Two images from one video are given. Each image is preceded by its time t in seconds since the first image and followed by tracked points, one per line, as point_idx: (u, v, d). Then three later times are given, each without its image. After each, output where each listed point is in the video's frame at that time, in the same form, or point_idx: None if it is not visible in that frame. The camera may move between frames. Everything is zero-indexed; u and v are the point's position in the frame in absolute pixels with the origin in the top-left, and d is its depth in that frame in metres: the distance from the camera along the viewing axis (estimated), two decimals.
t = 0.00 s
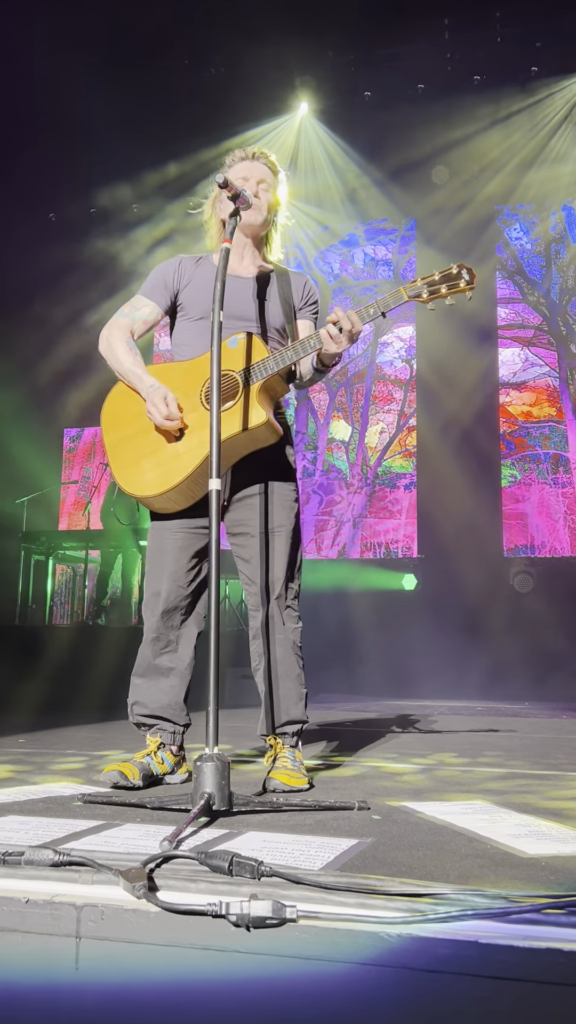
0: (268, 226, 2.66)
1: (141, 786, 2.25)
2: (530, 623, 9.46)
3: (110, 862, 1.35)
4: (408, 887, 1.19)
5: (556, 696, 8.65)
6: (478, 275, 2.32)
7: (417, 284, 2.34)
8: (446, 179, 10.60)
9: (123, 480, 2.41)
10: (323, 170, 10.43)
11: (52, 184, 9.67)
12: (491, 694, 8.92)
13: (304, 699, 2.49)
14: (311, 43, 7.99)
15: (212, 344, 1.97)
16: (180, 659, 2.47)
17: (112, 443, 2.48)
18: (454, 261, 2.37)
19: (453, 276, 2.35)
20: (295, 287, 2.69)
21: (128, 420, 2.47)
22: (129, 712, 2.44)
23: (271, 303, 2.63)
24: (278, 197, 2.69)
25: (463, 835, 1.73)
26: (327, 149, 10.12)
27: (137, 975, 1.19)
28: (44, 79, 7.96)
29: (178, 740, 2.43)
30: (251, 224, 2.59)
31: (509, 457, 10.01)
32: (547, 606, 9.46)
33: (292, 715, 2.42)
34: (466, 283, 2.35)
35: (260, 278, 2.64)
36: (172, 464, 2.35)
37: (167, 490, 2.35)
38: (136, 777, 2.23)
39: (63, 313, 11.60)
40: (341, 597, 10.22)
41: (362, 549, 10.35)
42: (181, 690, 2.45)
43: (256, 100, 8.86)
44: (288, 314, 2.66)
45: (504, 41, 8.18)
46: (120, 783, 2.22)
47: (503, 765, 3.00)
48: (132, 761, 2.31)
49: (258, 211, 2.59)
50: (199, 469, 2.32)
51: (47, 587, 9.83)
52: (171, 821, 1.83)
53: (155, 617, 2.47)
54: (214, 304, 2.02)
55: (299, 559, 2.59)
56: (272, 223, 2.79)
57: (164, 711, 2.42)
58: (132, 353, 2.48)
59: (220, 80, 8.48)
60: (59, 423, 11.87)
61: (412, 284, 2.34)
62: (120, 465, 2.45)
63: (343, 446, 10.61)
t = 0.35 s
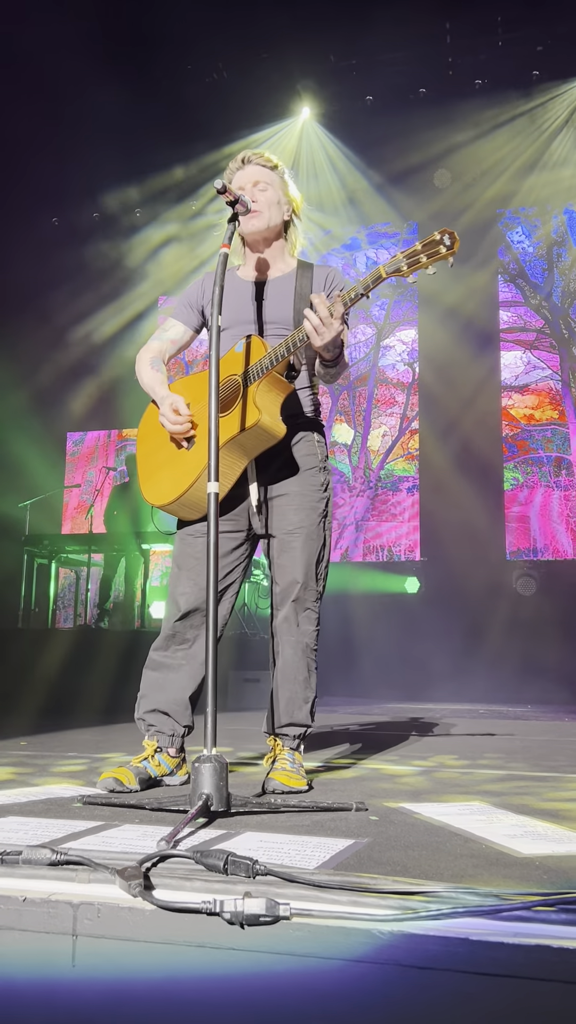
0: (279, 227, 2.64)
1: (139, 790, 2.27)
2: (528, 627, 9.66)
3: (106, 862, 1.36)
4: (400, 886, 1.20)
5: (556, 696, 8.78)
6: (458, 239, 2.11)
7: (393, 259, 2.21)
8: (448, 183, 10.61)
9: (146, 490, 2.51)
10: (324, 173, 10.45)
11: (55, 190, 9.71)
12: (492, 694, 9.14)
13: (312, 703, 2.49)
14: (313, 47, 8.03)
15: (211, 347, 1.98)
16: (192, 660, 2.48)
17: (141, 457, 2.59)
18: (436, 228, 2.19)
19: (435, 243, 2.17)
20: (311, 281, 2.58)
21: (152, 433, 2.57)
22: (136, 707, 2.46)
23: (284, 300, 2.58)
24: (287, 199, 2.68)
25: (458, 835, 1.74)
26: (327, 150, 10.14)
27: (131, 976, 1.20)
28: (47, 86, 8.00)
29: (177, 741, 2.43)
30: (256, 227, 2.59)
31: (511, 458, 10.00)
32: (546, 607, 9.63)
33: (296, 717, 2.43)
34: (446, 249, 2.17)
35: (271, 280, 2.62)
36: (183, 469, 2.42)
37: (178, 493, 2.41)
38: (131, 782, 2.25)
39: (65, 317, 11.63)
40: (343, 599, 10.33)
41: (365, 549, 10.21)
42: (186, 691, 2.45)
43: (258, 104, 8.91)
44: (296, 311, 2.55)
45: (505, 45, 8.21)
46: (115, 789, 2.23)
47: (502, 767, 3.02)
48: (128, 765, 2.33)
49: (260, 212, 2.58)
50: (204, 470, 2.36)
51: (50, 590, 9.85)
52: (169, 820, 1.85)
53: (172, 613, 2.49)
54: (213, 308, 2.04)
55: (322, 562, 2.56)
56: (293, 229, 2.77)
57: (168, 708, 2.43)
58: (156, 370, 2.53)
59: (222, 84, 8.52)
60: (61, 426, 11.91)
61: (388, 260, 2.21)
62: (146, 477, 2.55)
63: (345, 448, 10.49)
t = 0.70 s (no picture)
0: (284, 227, 2.65)
1: (136, 792, 2.27)
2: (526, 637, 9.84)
3: (105, 860, 1.38)
4: (396, 882, 1.21)
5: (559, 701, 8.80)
6: (428, 230, 2.12)
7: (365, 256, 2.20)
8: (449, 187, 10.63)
9: (147, 490, 2.59)
10: (324, 177, 10.51)
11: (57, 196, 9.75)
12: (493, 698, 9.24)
13: (311, 705, 2.50)
14: (314, 51, 8.07)
15: (209, 350, 2.00)
16: (191, 657, 2.48)
17: (148, 458, 2.68)
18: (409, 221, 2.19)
19: (407, 236, 2.18)
20: (314, 281, 2.58)
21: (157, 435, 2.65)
22: (140, 709, 2.48)
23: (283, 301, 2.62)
24: (291, 198, 2.69)
25: (456, 834, 1.75)
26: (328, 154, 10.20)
27: (128, 971, 1.21)
28: (49, 93, 8.05)
29: (180, 741, 2.43)
30: (261, 231, 2.60)
31: (513, 464, 9.88)
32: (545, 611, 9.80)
33: (295, 719, 2.44)
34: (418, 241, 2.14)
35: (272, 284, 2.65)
36: (179, 468, 2.48)
37: (174, 493, 2.46)
38: (128, 784, 2.26)
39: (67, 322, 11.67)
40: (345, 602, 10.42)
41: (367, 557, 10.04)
42: (186, 688, 2.46)
43: (259, 108, 8.94)
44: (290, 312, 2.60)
45: (507, 49, 8.24)
46: (112, 791, 2.24)
47: (502, 769, 3.03)
48: (127, 768, 2.35)
49: (263, 215, 2.59)
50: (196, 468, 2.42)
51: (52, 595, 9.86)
52: (168, 820, 1.86)
53: (169, 613, 2.52)
54: (212, 312, 2.05)
55: (320, 564, 2.57)
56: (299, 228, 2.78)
57: (168, 707, 2.43)
58: (164, 372, 2.57)
59: (225, 88, 8.55)
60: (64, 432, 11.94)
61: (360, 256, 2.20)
62: (150, 478, 2.63)
63: (347, 452, 10.34)
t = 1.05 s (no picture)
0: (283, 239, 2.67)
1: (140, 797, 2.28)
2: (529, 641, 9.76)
3: (110, 863, 1.39)
4: (397, 884, 1.23)
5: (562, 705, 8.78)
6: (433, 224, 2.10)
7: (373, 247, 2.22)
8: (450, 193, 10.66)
9: (137, 491, 2.57)
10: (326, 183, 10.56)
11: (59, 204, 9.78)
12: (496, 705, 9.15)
13: (312, 708, 2.52)
14: (316, 58, 8.11)
15: (212, 357, 2.02)
16: (187, 663, 2.50)
17: (138, 462, 2.66)
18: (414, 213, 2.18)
19: (413, 228, 2.16)
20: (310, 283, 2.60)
21: (148, 439, 2.64)
22: (138, 716, 2.48)
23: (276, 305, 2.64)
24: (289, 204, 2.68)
25: (459, 837, 1.77)
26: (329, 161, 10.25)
27: (135, 970, 1.23)
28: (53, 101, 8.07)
29: (181, 745, 2.46)
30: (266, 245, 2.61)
31: (515, 467, 9.98)
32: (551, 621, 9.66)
33: (297, 724, 2.46)
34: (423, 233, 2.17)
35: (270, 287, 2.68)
36: (172, 469, 2.47)
37: (167, 492, 2.44)
38: (132, 789, 2.27)
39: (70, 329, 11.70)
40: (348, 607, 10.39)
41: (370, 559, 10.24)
42: (184, 694, 2.47)
43: (262, 115, 8.98)
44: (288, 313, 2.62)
45: (507, 56, 8.29)
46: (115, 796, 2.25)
47: (504, 773, 3.05)
48: (131, 773, 2.36)
49: (274, 229, 2.62)
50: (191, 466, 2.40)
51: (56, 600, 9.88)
52: (172, 824, 1.87)
53: (162, 622, 2.52)
54: (214, 319, 2.07)
55: (316, 567, 2.59)
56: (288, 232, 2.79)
57: (167, 715, 2.45)
58: (151, 373, 2.60)
59: (228, 96, 8.61)
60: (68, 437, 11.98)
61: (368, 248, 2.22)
62: (140, 480, 2.60)
63: (350, 457, 10.56)
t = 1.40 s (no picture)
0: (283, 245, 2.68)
1: (149, 800, 2.30)
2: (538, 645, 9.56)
3: (123, 866, 1.40)
4: (409, 887, 1.23)
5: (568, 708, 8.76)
6: (445, 235, 2.14)
7: (387, 256, 2.22)
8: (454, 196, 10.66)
9: (140, 498, 2.57)
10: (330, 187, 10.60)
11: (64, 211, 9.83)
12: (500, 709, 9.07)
13: (319, 711, 2.53)
14: (319, 62, 8.13)
15: (220, 364, 2.04)
16: (193, 668, 2.51)
17: (138, 466, 2.65)
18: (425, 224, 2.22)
19: (424, 238, 2.19)
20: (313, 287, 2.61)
21: (147, 442, 2.62)
22: (145, 722, 2.50)
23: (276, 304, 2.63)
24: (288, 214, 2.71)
25: (468, 839, 1.78)
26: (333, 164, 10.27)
27: (151, 971, 1.25)
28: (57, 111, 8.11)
29: (191, 749, 2.47)
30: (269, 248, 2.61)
31: (520, 470, 10.02)
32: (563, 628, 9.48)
33: (304, 726, 2.47)
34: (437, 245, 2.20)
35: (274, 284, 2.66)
36: (178, 478, 2.46)
37: (175, 501, 2.44)
38: (141, 793, 2.28)
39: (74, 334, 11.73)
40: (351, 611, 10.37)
41: (374, 564, 10.34)
42: (190, 700, 2.48)
43: (265, 121, 9.00)
44: (292, 314, 2.60)
45: (510, 59, 8.31)
46: (125, 800, 2.27)
47: (510, 775, 3.06)
48: (140, 777, 2.37)
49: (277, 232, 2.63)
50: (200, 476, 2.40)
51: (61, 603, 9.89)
52: (183, 827, 1.88)
53: (166, 629, 2.53)
54: (222, 326, 2.09)
55: (318, 570, 2.61)
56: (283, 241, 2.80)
57: (176, 721, 2.46)
58: (149, 375, 2.59)
59: (231, 101, 8.63)
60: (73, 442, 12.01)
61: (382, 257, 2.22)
62: (140, 486, 2.60)
63: (354, 461, 10.66)
